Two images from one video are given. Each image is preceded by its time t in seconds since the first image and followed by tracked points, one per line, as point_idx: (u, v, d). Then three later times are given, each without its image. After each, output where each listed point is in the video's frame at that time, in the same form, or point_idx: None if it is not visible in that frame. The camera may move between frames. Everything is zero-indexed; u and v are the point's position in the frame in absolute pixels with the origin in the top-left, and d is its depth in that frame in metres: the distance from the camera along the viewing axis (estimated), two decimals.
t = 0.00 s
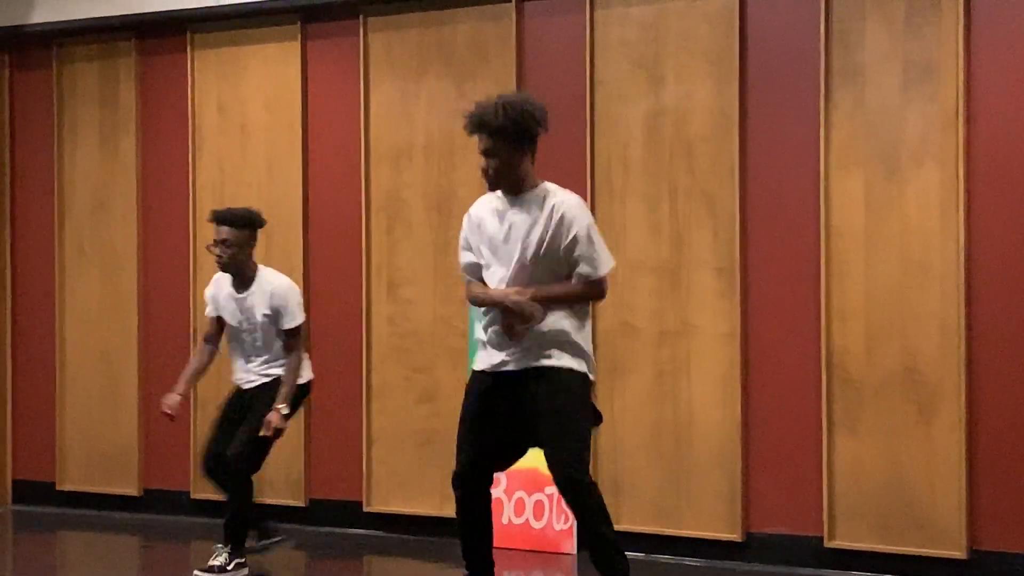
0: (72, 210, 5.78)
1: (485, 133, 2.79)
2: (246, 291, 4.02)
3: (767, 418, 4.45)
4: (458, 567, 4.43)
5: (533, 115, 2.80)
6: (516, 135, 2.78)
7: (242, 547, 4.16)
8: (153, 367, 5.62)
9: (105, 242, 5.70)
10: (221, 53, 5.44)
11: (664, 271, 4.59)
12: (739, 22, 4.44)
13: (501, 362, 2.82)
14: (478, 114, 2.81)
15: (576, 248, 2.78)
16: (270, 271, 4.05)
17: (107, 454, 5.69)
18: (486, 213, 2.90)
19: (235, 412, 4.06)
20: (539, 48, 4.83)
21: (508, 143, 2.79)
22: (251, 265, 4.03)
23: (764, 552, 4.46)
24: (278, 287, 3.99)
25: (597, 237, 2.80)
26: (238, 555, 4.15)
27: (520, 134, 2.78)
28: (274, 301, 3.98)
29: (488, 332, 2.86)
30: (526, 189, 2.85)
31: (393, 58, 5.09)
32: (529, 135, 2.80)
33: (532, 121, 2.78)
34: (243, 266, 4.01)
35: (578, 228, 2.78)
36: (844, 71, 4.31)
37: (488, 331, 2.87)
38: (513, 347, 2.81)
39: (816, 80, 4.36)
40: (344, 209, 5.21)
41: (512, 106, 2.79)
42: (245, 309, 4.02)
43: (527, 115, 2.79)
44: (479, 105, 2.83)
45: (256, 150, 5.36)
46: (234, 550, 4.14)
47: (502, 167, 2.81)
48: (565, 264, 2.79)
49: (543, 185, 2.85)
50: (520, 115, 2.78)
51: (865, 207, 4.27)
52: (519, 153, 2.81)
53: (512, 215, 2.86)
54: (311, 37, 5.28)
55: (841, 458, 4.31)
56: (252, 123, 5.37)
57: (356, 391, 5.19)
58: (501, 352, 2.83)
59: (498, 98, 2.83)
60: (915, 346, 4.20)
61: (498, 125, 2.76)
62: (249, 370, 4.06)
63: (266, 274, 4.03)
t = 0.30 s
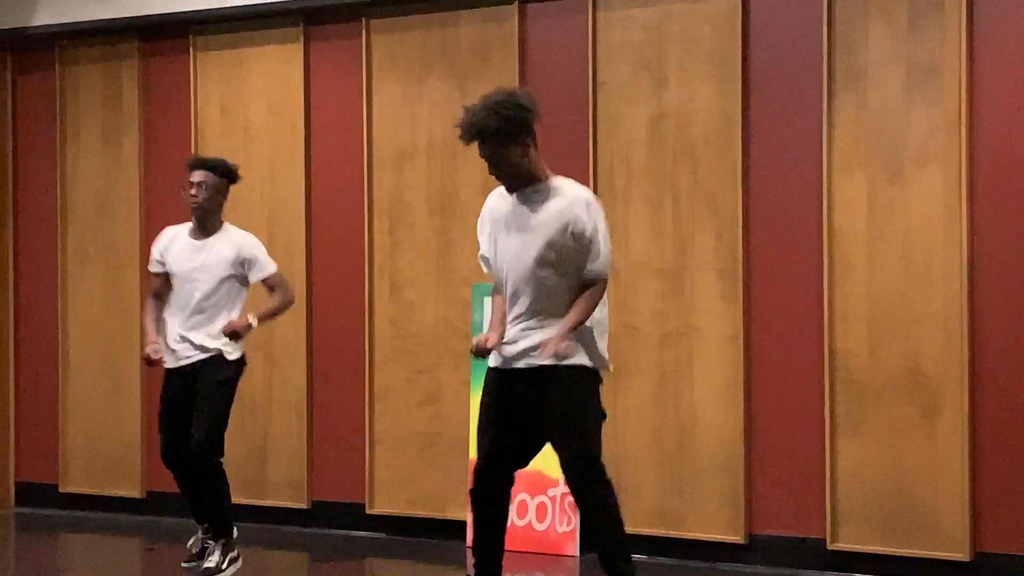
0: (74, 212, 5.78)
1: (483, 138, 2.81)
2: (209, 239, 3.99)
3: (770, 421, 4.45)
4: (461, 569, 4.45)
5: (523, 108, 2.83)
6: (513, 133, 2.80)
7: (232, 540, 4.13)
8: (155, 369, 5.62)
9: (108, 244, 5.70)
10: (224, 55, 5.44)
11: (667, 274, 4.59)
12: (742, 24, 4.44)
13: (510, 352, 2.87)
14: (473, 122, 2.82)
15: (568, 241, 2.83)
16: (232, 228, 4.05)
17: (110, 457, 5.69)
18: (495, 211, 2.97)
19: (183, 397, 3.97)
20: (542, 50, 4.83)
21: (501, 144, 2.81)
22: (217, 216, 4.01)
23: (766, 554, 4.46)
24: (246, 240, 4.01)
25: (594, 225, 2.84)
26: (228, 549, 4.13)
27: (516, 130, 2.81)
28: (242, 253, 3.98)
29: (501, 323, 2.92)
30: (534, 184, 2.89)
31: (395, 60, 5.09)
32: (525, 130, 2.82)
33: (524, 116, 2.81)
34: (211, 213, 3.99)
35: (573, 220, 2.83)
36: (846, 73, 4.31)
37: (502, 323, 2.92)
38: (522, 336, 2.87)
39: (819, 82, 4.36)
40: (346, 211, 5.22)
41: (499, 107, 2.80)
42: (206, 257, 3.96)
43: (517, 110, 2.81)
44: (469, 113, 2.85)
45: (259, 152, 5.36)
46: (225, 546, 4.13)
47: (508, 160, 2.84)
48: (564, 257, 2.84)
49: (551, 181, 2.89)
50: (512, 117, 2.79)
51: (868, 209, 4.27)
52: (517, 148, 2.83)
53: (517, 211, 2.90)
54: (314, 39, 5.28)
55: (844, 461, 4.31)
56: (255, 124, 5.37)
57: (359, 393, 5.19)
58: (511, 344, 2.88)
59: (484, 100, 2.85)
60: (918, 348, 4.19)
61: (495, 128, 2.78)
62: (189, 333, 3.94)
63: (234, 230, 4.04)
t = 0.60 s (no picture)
0: (78, 210, 5.78)
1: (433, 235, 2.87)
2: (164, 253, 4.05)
3: (774, 419, 4.45)
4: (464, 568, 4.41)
5: (455, 195, 2.89)
6: (454, 217, 2.88)
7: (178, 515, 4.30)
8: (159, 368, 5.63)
9: (111, 242, 5.70)
10: (227, 53, 5.44)
11: (671, 272, 4.59)
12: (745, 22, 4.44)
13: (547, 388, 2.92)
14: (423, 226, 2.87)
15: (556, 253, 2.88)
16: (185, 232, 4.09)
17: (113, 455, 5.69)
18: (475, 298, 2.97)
19: (154, 406, 4.04)
20: (544, 48, 4.83)
21: (452, 229, 2.89)
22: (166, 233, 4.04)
23: (771, 552, 4.46)
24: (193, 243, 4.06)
25: (567, 224, 2.89)
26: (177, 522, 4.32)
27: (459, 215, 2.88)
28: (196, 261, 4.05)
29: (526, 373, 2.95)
30: (490, 254, 2.91)
31: (399, 58, 5.09)
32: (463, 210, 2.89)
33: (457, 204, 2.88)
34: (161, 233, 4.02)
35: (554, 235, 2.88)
36: (850, 71, 4.31)
37: (525, 371, 2.95)
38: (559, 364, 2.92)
39: (822, 80, 4.36)
40: (349, 210, 5.22)
41: (432, 204, 2.87)
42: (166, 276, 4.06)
43: (450, 196, 2.88)
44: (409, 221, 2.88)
45: (262, 151, 5.36)
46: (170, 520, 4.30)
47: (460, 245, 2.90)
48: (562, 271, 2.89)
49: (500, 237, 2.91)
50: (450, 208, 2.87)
51: (872, 207, 4.27)
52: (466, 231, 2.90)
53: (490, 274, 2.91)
54: (317, 37, 5.28)
55: (848, 459, 4.31)
56: (258, 123, 5.37)
57: (363, 391, 5.19)
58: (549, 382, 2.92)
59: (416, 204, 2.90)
60: (921, 346, 4.19)
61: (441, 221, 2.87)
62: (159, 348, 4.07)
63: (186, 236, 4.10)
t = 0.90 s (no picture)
0: (84, 205, 5.79)
1: (333, 267, 2.88)
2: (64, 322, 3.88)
3: (779, 415, 4.45)
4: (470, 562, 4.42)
5: (370, 235, 2.88)
6: (358, 259, 2.86)
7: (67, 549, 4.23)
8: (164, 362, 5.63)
9: (117, 238, 5.71)
10: (233, 49, 5.44)
11: (676, 267, 4.58)
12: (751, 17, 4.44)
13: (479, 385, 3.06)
14: (319, 254, 2.88)
15: (447, 287, 2.94)
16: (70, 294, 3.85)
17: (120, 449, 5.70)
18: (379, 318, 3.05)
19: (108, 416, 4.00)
20: (550, 44, 4.83)
21: (351, 270, 2.88)
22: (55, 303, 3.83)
23: (776, 547, 4.46)
24: (82, 303, 3.84)
25: (456, 258, 2.91)
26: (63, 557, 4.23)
27: (365, 255, 2.86)
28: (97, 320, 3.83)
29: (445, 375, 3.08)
30: (385, 289, 2.95)
31: (404, 53, 5.08)
32: (372, 254, 2.88)
33: (365, 242, 2.86)
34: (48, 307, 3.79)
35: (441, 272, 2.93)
36: (856, 66, 4.30)
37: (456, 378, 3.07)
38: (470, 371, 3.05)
39: (828, 75, 4.35)
40: (355, 205, 5.22)
41: (346, 237, 2.86)
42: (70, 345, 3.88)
43: (365, 236, 2.87)
44: (315, 243, 2.90)
45: (268, 146, 5.36)
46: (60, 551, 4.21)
47: (358, 283, 2.89)
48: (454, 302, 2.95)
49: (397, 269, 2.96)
50: (356, 243, 2.86)
51: (878, 202, 4.26)
52: (369, 273, 2.89)
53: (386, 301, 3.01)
54: (323, 33, 5.27)
55: (853, 454, 4.31)
56: (264, 118, 5.37)
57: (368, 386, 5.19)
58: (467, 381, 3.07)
59: (329, 228, 2.90)
60: (927, 341, 4.19)
61: (338, 258, 2.86)
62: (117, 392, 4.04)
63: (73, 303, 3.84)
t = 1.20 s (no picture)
0: (92, 202, 5.80)
1: (269, 221, 3.00)
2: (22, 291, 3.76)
3: (788, 411, 4.45)
4: (479, 559, 4.43)
5: (313, 204, 3.01)
6: (290, 219, 2.99)
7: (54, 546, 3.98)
8: (174, 360, 5.64)
9: (126, 235, 5.72)
10: (242, 46, 5.45)
11: (685, 263, 4.58)
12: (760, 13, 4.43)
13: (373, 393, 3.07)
14: (259, 206, 3.02)
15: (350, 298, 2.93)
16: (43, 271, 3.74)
17: (129, 447, 5.71)
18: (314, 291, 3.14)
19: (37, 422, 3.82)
20: (559, 40, 4.83)
21: (285, 230, 3.00)
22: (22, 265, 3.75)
23: (786, 543, 4.46)
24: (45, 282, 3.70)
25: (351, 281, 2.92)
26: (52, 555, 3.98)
27: (299, 217, 2.99)
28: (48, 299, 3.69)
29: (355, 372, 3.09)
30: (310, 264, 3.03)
31: (413, 50, 5.08)
32: (307, 219, 3.00)
33: (302, 206, 2.99)
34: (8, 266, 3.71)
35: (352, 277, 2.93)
36: (864, 62, 4.30)
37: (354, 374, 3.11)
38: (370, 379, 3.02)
39: (837, 71, 4.35)
40: (364, 202, 5.22)
41: (288, 197, 3.00)
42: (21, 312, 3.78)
43: (305, 201, 3.00)
44: (258, 198, 3.04)
45: (276, 143, 5.36)
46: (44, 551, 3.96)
47: (285, 245, 3.00)
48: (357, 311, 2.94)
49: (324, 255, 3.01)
50: (293, 204, 2.99)
51: (886, 197, 4.26)
52: (301, 240, 3.01)
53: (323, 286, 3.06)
54: (332, 30, 5.28)
55: (863, 450, 4.30)
56: (272, 114, 5.38)
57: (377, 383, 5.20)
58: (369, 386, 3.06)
59: (276, 189, 3.05)
60: (936, 336, 4.18)
61: (275, 212, 2.99)
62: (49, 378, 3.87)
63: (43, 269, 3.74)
